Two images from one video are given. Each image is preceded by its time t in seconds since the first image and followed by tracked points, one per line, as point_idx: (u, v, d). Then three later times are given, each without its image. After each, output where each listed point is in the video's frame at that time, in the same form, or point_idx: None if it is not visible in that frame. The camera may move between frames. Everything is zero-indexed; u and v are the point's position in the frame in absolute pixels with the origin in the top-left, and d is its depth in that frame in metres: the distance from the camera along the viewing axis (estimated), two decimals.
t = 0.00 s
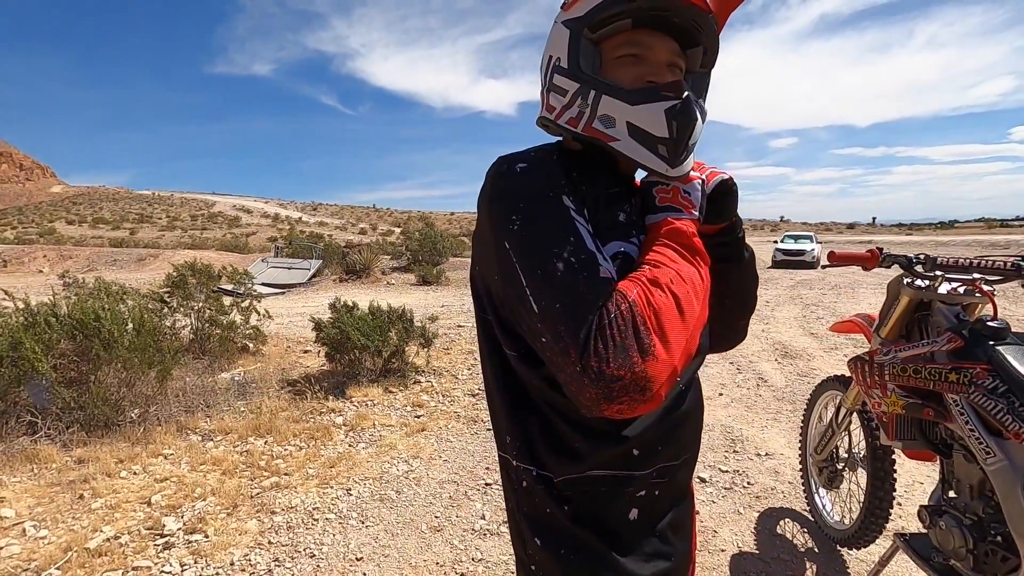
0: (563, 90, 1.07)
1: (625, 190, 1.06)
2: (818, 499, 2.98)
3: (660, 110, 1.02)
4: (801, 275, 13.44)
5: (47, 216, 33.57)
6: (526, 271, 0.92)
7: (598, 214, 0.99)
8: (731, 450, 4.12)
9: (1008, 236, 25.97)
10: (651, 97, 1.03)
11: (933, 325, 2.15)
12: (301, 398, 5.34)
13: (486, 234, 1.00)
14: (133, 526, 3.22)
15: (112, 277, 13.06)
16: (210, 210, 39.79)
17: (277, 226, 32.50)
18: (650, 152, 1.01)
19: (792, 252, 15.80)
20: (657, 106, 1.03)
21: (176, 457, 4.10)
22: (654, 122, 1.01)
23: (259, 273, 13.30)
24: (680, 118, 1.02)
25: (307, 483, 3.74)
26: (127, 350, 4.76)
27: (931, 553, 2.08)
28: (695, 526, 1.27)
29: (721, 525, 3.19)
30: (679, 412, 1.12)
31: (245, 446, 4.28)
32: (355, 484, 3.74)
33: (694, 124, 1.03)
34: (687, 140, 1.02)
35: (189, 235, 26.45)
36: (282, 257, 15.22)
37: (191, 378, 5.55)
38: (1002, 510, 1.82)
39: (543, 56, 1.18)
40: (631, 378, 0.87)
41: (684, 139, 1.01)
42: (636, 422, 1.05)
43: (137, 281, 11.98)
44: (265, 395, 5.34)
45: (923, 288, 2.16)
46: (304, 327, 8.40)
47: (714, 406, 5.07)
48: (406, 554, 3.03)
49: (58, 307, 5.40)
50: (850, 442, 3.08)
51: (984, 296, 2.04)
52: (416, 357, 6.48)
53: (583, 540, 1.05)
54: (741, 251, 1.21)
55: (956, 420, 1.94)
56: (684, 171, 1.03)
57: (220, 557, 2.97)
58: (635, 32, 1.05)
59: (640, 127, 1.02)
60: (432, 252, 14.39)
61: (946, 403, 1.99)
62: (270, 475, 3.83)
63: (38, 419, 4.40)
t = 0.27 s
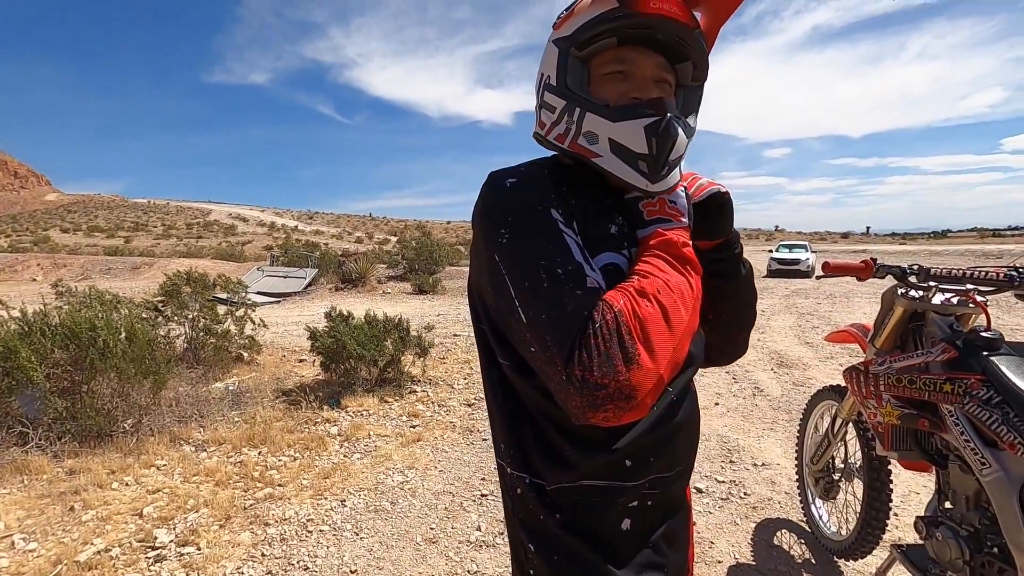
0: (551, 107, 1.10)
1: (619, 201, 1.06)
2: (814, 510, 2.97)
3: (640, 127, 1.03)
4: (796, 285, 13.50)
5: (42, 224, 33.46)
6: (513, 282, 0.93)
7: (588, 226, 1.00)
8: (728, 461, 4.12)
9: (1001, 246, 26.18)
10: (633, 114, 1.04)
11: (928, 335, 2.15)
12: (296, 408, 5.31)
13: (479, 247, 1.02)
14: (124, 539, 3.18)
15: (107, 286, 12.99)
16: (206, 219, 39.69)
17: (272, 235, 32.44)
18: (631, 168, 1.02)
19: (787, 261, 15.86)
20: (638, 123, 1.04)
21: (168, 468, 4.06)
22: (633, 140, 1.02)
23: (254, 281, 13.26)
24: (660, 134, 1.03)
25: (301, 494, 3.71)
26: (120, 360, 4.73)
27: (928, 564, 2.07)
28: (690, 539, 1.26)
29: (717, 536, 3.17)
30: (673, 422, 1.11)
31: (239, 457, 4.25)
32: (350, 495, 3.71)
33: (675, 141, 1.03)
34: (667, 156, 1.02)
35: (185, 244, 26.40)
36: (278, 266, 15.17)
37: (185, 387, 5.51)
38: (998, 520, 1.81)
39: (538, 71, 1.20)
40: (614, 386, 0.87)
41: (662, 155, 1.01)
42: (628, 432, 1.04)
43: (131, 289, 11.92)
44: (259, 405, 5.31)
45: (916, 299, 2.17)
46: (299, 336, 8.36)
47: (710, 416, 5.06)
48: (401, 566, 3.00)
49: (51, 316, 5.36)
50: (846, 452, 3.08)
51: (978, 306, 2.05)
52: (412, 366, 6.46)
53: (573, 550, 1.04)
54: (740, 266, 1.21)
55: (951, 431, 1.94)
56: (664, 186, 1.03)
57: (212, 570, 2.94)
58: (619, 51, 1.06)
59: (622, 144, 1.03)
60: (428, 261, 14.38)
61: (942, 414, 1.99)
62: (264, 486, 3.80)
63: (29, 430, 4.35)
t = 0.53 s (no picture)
0: (539, 121, 1.09)
1: (609, 217, 1.04)
2: (807, 523, 2.95)
3: (631, 139, 1.02)
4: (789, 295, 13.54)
5: (33, 233, 33.24)
6: (509, 298, 0.90)
7: (580, 241, 0.98)
8: (720, 473, 4.09)
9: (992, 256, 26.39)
10: (622, 127, 1.04)
11: (918, 348, 2.15)
12: (286, 420, 5.25)
13: (469, 264, 0.99)
14: (107, 555, 3.12)
15: (97, 295, 12.88)
16: (199, 228, 39.55)
17: (266, 244, 32.35)
18: (624, 180, 1.01)
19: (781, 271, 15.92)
20: (629, 136, 1.03)
21: (154, 482, 4.00)
22: (625, 152, 1.01)
23: (247, 291, 13.19)
24: (652, 146, 1.02)
25: (289, 508, 3.66)
26: (107, 371, 4.67)
27: None
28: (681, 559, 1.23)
29: (710, 550, 3.15)
30: (666, 440, 1.09)
31: (227, 470, 4.19)
32: (339, 509, 3.66)
33: (666, 152, 1.03)
34: (660, 167, 1.02)
35: (178, 253, 26.29)
36: (271, 275, 15.11)
37: (173, 399, 5.44)
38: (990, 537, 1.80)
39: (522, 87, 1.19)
40: (620, 400, 0.84)
41: (655, 168, 1.00)
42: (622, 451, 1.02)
43: (123, 299, 11.85)
44: (249, 417, 5.25)
45: (906, 312, 2.16)
46: (291, 347, 8.30)
47: (704, 428, 5.04)
48: None
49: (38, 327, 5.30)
50: (838, 465, 3.06)
51: (967, 319, 2.05)
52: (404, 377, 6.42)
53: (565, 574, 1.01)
54: (722, 286, 1.21)
55: (942, 445, 1.93)
56: (657, 198, 1.03)
57: None
58: (607, 65, 1.06)
59: (613, 157, 1.02)
60: (422, 271, 14.35)
61: (932, 428, 1.98)
62: (251, 501, 3.74)
63: (12, 443, 4.28)
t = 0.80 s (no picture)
0: (512, 151, 1.09)
1: (577, 246, 1.06)
2: (789, 537, 2.97)
3: (604, 173, 1.04)
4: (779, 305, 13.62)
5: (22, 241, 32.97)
6: (484, 331, 0.91)
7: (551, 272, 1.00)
8: (706, 486, 4.11)
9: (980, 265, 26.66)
10: (595, 161, 1.06)
11: (891, 365, 2.18)
12: (273, 433, 5.23)
13: (442, 294, 0.99)
14: (88, 573, 3.10)
15: (86, 305, 12.79)
16: (191, 236, 39.37)
17: (258, 253, 32.25)
18: (598, 214, 1.04)
19: (771, 280, 16.03)
20: (603, 169, 1.06)
21: (138, 497, 3.97)
22: (599, 185, 1.04)
23: (238, 301, 13.14)
24: (624, 182, 1.05)
25: (274, 524, 3.64)
26: (92, 385, 4.65)
27: None
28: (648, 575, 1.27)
29: (693, 564, 3.16)
30: (633, 462, 1.12)
31: (212, 485, 4.17)
32: (323, 524, 3.65)
33: (637, 188, 1.06)
34: (632, 204, 1.06)
35: (169, 262, 26.19)
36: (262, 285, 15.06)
37: (159, 412, 5.41)
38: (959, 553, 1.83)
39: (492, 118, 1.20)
40: (596, 431, 0.87)
41: (628, 202, 1.03)
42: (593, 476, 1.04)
43: (112, 309, 11.78)
44: (236, 429, 5.23)
45: (879, 329, 2.20)
46: (280, 358, 8.27)
47: (691, 439, 5.06)
48: None
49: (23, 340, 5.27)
50: (819, 478, 3.09)
51: (937, 337, 2.09)
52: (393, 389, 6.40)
53: None
54: (679, 313, 1.25)
55: (913, 462, 1.96)
56: (627, 232, 1.06)
57: None
58: (579, 100, 1.09)
59: (587, 190, 1.04)
60: (414, 281, 14.35)
61: (903, 445, 2.01)
62: (236, 516, 3.73)
63: None
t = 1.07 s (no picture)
0: (480, 175, 1.13)
1: (543, 267, 1.11)
2: (771, 544, 2.99)
3: (568, 197, 1.10)
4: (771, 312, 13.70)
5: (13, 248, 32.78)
6: (447, 351, 0.95)
7: (514, 292, 1.04)
8: (692, 494, 4.14)
9: (970, 272, 26.89)
10: (560, 185, 1.12)
11: (864, 376, 2.23)
12: (262, 442, 5.23)
13: (409, 315, 1.03)
14: None
15: (77, 313, 12.73)
16: (184, 243, 39.24)
17: (251, 260, 32.17)
18: (562, 235, 1.09)
19: (763, 287, 16.13)
20: (566, 194, 1.11)
21: (125, 508, 3.97)
22: (563, 209, 1.09)
23: (230, 309, 13.11)
24: (587, 204, 1.11)
25: (261, 534, 3.65)
26: (79, 395, 4.65)
27: None
28: None
29: (677, 572, 3.19)
30: (597, 475, 1.16)
31: (199, 495, 4.17)
32: (311, 534, 3.66)
33: (600, 210, 1.12)
34: (594, 223, 1.11)
35: (161, 269, 26.10)
36: (255, 292, 15.04)
37: (148, 422, 5.41)
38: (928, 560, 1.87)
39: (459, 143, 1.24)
40: (553, 448, 0.90)
41: (591, 223, 1.09)
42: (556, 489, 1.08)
43: (103, 317, 11.75)
44: (225, 439, 5.23)
45: (852, 340, 2.25)
46: (271, 366, 8.26)
47: (679, 447, 5.10)
48: None
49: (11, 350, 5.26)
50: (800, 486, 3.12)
51: (907, 349, 2.13)
52: (384, 398, 6.41)
53: None
54: (640, 329, 1.29)
55: (884, 471, 2.00)
56: (590, 252, 1.12)
57: None
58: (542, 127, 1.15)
59: (551, 213, 1.09)
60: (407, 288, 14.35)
61: (875, 454, 2.05)
62: (223, 526, 3.73)
63: None
